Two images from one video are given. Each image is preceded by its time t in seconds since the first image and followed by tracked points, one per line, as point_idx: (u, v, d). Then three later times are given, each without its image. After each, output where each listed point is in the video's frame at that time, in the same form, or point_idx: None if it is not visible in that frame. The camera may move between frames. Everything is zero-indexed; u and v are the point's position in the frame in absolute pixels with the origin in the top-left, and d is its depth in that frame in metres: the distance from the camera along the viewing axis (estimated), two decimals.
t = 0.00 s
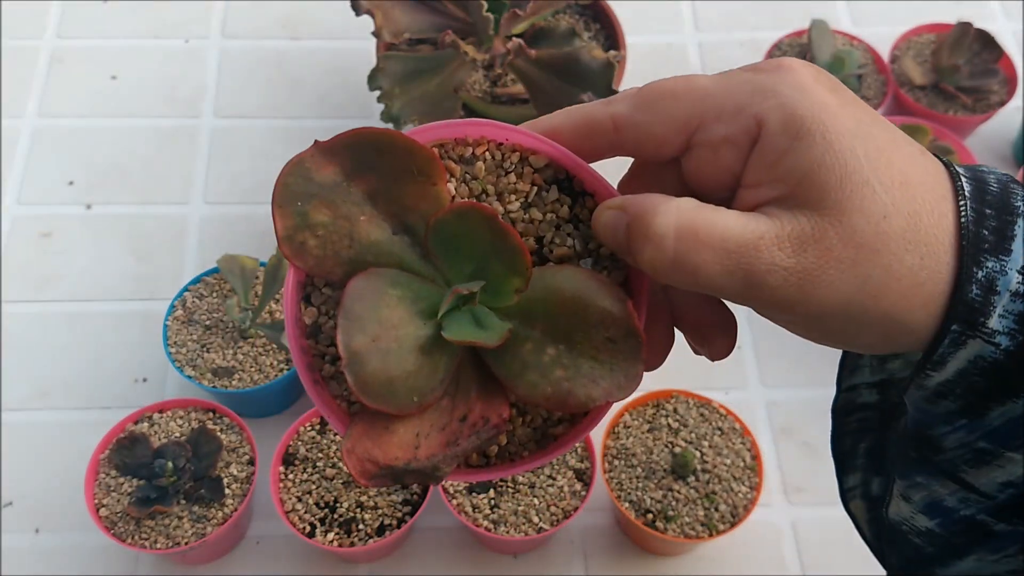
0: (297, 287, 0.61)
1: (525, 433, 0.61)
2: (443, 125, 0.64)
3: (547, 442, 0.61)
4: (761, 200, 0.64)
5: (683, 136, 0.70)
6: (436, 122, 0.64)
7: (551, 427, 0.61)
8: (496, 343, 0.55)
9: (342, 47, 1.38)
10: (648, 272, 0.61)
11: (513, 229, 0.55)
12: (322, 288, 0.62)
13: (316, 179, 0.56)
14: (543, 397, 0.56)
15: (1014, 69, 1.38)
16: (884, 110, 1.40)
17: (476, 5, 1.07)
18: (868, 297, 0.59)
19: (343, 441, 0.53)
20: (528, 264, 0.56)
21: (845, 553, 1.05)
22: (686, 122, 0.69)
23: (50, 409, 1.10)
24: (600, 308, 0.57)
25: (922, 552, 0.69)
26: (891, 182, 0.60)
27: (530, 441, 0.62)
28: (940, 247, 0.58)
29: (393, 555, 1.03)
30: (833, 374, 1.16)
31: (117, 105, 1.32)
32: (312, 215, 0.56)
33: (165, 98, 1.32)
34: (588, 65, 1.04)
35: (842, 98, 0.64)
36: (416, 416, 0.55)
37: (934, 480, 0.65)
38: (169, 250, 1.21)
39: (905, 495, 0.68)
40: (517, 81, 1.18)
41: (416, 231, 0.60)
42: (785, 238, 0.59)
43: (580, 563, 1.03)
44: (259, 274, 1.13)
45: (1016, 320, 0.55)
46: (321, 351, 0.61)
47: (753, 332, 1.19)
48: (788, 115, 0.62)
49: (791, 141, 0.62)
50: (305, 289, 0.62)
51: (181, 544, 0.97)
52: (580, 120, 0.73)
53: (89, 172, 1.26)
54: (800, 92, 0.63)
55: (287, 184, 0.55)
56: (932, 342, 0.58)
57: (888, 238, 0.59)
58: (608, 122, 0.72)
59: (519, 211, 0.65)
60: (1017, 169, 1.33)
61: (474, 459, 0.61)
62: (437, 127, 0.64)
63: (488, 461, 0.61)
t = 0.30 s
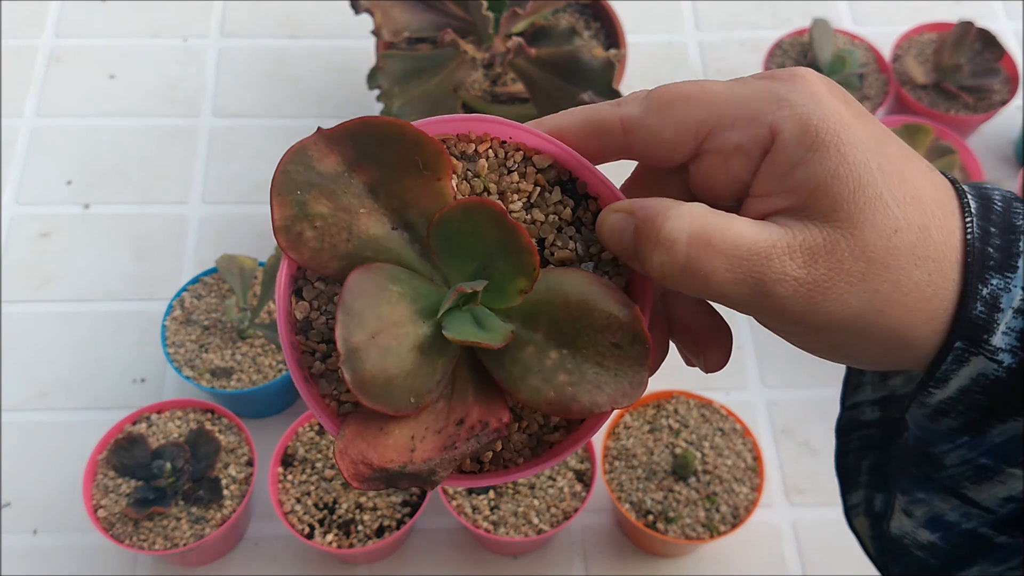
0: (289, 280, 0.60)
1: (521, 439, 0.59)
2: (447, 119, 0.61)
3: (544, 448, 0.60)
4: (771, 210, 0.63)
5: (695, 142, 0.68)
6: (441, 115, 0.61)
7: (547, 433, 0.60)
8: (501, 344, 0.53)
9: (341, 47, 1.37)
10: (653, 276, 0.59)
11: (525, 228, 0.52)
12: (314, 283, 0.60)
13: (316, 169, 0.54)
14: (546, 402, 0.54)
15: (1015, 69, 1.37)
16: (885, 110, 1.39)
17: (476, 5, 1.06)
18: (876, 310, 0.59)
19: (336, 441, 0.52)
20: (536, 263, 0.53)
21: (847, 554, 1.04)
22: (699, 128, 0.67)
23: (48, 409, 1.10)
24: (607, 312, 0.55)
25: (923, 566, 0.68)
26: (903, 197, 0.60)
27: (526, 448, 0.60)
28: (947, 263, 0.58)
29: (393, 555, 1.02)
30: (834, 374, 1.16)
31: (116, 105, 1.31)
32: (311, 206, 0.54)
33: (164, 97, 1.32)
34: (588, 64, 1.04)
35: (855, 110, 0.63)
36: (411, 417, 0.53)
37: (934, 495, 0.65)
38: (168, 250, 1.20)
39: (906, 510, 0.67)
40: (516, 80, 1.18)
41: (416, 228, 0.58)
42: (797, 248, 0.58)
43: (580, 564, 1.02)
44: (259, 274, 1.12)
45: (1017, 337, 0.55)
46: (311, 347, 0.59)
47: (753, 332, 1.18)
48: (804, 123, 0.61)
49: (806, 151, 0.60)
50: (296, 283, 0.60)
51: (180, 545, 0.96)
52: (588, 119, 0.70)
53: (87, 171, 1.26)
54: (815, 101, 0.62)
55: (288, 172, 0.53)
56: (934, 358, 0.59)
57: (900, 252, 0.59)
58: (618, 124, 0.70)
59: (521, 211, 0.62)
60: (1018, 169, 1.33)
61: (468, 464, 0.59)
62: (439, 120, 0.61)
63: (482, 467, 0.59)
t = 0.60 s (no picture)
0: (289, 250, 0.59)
1: (515, 440, 0.59)
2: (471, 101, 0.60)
3: (537, 451, 0.60)
4: (786, 234, 0.64)
5: (721, 156, 0.68)
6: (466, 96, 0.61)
7: (541, 438, 0.60)
8: (518, 343, 0.52)
9: (341, 46, 1.37)
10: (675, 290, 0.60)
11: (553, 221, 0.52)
12: (315, 259, 0.59)
13: (344, 135, 0.54)
14: (555, 406, 0.54)
15: (1015, 69, 1.37)
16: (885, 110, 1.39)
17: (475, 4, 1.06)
18: (881, 339, 0.61)
19: (338, 431, 0.51)
20: (562, 262, 0.53)
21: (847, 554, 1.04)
22: (728, 142, 0.67)
23: (48, 409, 1.09)
24: (620, 321, 0.55)
25: None
26: (916, 231, 0.61)
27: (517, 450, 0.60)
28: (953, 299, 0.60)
29: (393, 556, 1.02)
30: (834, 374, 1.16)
31: (116, 105, 1.31)
32: (333, 174, 0.54)
33: (164, 97, 1.32)
34: (588, 64, 1.04)
35: (878, 144, 0.65)
36: (415, 411, 0.53)
37: (930, 518, 0.68)
38: (168, 250, 1.20)
39: (903, 532, 0.70)
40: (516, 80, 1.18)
41: (430, 212, 0.58)
42: (814, 274, 0.60)
43: (580, 564, 1.02)
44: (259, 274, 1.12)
45: (1008, 370, 0.58)
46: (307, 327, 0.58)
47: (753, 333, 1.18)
48: (831, 151, 0.63)
49: (833, 180, 0.62)
50: (296, 256, 0.59)
51: (180, 545, 0.96)
52: (612, 117, 0.70)
53: (87, 171, 1.26)
54: (843, 130, 0.64)
55: (314, 134, 0.53)
56: (928, 390, 0.62)
57: (910, 287, 0.60)
58: (643, 127, 0.69)
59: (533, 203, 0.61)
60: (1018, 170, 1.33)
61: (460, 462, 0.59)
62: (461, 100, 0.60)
63: (476, 466, 0.59)
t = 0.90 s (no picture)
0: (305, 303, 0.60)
1: (555, 452, 0.58)
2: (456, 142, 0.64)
3: (580, 461, 0.58)
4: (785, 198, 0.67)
5: (706, 143, 0.73)
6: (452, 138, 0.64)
7: (583, 447, 0.59)
8: (528, 340, 0.52)
9: (341, 47, 1.37)
10: (684, 265, 0.60)
11: (541, 222, 0.53)
12: (330, 305, 0.61)
13: (331, 181, 0.56)
14: (579, 398, 0.53)
15: (1015, 69, 1.37)
16: (884, 110, 1.39)
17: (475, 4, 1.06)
18: (904, 282, 0.59)
19: (364, 451, 0.51)
20: (558, 258, 0.54)
21: (846, 554, 1.04)
22: (709, 128, 0.72)
23: (48, 409, 1.09)
24: (631, 307, 0.55)
25: (931, 559, 0.69)
26: (914, 172, 0.61)
27: (562, 463, 0.58)
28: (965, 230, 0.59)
29: (392, 555, 1.02)
30: (834, 373, 1.15)
31: (116, 105, 1.31)
32: (327, 218, 0.56)
33: (164, 97, 1.32)
34: (588, 64, 1.04)
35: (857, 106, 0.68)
36: (440, 428, 0.53)
37: (946, 484, 0.65)
38: (168, 250, 1.20)
39: (916, 500, 0.67)
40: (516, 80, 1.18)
41: (431, 245, 0.59)
42: (823, 221, 0.59)
43: (580, 564, 1.02)
44: (259, 273, 1.12)
45: None
46: (330, 370, 0.59)
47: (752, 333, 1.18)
48: (811, 112, 0.66)
49: (817, 138, 0.65)
50: (313, 307, 0.61)
51: (180, 545, 0.96)
52: (597, 134, 0.74)
53: (87, 171, 1.26)
54: (818, 95, 0.68)
55: (303, 183, 0.55)
56: (960, 342, 0.58)
57: (920, 223, 0.59)
58: (627, 134, 0.74)
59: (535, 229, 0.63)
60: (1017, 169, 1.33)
61: (503, 482, 0.57)
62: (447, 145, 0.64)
63: (518, 484, 0.57)
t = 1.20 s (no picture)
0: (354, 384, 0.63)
1: (614, 481, 0.61)
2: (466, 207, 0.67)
3: (640, 486, 0.61)
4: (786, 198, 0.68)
5: (698, 161, 0.74)
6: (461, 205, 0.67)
7: (641, 472, 0.61)
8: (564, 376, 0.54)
9: (341, 47, 1.37)
10: (696, 271, 0.60)
11: (554, 262, 0.56)
12: (377, 381, 0.64)
13: (356, 265, 0.59)
14: (624, 422, 0.56)
15: (1015, 69, 1.37)
16: (884, 110, 1.39)
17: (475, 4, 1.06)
18: (914, 256, 0.62)
19: (430, 512, 0.53)
20: (577, 292, 0.56)
21: (845, 554, 1.04)
22: (698, 147, 0.74)
23: (48, 409, 1.10)
24: (657, 328, 0.57)
25: (942, 532, 0.72)
26: (902, 149, 0.64)
27: (621, 490, 0.61)
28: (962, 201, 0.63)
29: (392, 555, 1.02)
30: (834, 373, 1.16)
31: (116, 105, 1.31)
32: (358, 300, 0.59)
33: (164, 98, 1.32)
34: (588, 65, 1.04)
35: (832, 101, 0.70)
36: (499, 477, 0.55)
37: (960, 450, 0.70)
38: (168, 250, 1.20)
39: (930, 467, 0.72)
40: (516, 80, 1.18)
41: (460, 307, 0.62)
42: (825, 209, 0.61)
43: (580, 564, 1.02)
44: (259, 273, 1.12)
45: None
46: (388, 442, 0.61)
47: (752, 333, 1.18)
48: (793, 115, 0.68)
49: (803, 137, 0.67)
50: (361, 386, 0.64)
51: (180, 544, 0.96)
52: (596, 174, 0.77)
53: (88, 171, 1.26)
54: (794, 97, 0.70)
55: (330, 271, 0.58)
56: (971, 309, 0.64)
57: (919, 198, 0.62)
58: (623, 169, 0.76)
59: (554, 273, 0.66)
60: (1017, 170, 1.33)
61: (569, 518, 0.60)
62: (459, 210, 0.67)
63: (584, 518, 0.60)
